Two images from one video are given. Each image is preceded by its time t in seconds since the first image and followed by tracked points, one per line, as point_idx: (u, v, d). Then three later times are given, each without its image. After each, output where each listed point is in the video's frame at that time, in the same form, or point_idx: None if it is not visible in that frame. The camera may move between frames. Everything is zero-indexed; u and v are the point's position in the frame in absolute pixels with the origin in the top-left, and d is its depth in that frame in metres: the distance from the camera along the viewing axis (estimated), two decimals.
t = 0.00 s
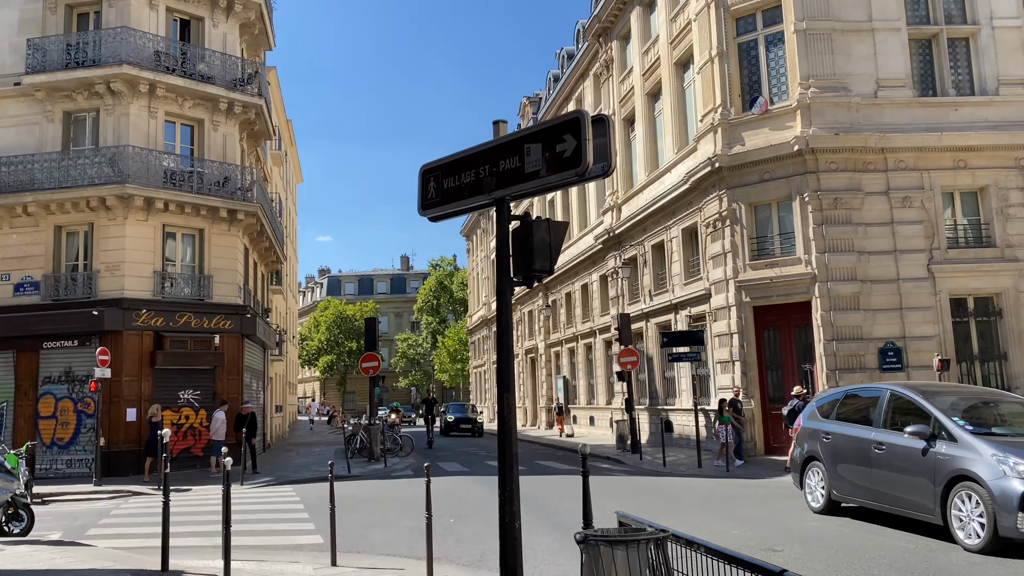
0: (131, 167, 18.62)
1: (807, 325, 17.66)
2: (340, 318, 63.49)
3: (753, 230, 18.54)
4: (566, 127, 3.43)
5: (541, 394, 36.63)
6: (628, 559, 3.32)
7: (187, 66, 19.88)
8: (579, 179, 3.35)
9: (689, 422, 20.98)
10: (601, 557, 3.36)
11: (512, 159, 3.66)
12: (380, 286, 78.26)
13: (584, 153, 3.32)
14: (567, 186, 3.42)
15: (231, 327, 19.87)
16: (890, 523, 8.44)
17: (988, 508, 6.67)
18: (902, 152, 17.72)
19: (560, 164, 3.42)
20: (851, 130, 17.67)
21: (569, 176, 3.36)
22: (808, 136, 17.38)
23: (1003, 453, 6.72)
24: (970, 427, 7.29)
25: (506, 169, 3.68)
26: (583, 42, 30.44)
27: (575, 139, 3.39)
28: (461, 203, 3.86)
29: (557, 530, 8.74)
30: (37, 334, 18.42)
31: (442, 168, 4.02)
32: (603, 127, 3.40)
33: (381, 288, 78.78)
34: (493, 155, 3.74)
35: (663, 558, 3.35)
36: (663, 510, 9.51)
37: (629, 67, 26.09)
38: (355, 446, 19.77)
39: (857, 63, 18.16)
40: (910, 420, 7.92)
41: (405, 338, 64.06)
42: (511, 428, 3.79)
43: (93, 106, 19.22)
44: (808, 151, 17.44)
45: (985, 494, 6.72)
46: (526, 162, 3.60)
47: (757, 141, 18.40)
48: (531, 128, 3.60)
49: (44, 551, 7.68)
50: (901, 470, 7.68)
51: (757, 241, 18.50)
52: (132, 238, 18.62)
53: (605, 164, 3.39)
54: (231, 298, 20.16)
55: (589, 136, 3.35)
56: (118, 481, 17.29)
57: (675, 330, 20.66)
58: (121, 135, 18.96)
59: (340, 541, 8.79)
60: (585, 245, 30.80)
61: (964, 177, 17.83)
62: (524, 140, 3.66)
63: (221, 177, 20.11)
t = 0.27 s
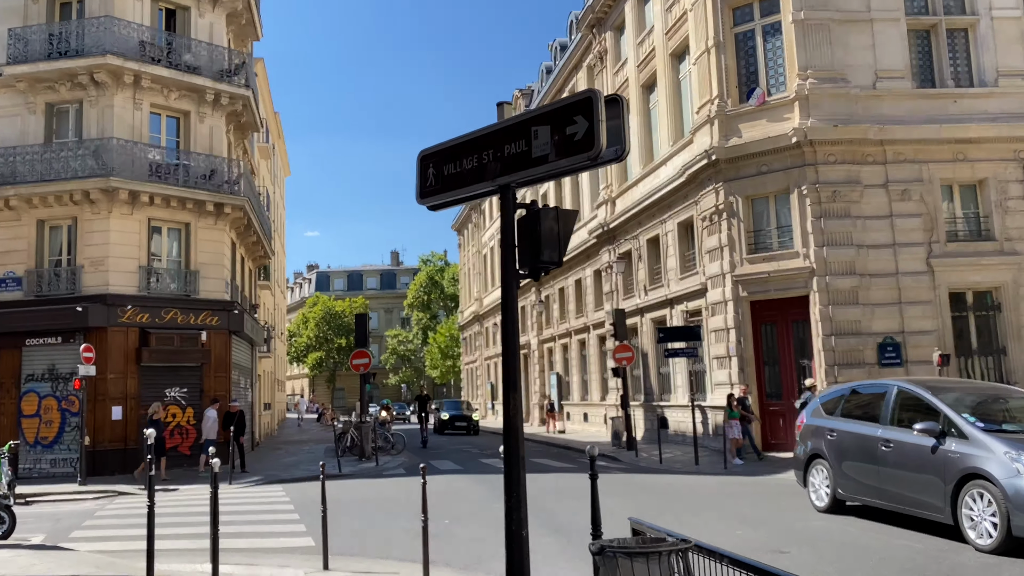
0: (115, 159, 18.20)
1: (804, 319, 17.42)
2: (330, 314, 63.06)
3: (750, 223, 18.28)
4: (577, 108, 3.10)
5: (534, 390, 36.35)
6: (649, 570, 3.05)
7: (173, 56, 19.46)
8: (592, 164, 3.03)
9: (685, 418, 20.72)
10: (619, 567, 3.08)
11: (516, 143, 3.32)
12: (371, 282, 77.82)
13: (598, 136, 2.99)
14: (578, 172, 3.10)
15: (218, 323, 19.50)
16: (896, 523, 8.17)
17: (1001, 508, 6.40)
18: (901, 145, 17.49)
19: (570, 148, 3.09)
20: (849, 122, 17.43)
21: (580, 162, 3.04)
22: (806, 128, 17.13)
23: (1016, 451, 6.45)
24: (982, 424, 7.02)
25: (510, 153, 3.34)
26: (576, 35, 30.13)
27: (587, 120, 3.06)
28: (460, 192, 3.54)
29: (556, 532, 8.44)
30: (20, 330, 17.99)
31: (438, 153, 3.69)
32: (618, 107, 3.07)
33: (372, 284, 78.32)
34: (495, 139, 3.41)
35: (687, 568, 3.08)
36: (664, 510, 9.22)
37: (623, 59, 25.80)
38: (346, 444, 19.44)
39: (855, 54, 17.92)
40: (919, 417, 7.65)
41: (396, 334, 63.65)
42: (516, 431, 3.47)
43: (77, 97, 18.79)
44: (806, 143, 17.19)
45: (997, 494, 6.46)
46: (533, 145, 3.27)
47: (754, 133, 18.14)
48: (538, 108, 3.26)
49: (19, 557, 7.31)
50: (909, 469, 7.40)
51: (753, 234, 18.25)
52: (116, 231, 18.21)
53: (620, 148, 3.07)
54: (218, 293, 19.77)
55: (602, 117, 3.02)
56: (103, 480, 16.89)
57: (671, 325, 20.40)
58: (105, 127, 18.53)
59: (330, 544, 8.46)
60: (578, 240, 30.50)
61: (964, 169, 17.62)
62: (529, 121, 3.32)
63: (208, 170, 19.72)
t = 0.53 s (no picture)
0: (102, 151, 17.99)
1: (797, 309, 17.39)
2: (321, 308, 62.82)
3: (743, 213, 18.22)
4: (579, 75, 3.02)
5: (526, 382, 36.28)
6: (659, 565, 2.97)
7: (160, 46, 19.24)
8: (595, 133, 2.95)
9: (677, 409, 20.69)
10: (629, 562, 3.00)
11: (516, 113, 3.24)
12: (362, 275, 77.55)
13: (602, 104, 2.91)
14: (581, 141, 3.02)
15: (208, 316, 19.33)
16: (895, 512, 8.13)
17: (1005, 495, 6.36)
18: (893, 134, 17.45)
19: (572, 116, 3.01)
20: (842, 112, 17.38)
21: (584, 130, 2.96)
22: (799, 118, 17.06)
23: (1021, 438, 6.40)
24: (983, 411, 6.97)
25: (509, 124, 3.26)
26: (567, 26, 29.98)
27: (589, 88, 2.97)
28: (458, 166, 3.45)
29: (551, 523, 8.36)
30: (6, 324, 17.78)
31: (435, 127, 3.60)
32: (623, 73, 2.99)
33: (363, 277, 78.03)
34: (494, 110, 3.32)
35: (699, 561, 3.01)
36: (660, 500, 9.16)
37: (614, 50, 25.68)
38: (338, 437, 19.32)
39: (847, 43, 17.85)
40: (919, 406, 7.60)
41: (387, 328, 63.44)
42: (517, 419, 3.37)
43: (63, 88, 18.55)
44: (798, 133, 17.12)
45: (1001, 481, 6.41)
46: (533, 116, 3.18)
47: (746, 122, 18.06)
48: (538, 77, 3.17)
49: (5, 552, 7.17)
50: (911, 457, 7.35)
51: (746, 225, 18.18)
52: (104, 224, 18.01)
53: (624, 117, 2.99)
54: (208, 285, 19.60)
55: (605, 84, 2.93)
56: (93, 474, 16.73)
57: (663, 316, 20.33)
58: (92, 118, 18.31)
59: (323, 537, 8.36)
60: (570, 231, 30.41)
61: (956, 159, 17.59)
62: (528, 90, 3.24)
63: (197, 161, 19.52)
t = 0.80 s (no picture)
0: (92, 145, 17.69)
1: (798, 301, 17.18)
2: (317, 304, 62.52)
3: (742, 204, 17.98)
4: (586, 44, 2.77)
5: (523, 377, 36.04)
6: None
7: (150, 38, 18.92)
8: (604, 107, 2.71)
9: (678, 403, 20.49)
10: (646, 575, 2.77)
11: (517, 88, 3.00)
12: (358, 270, 77.22)
13: (611, 74, 2.68)
14: (588, 116, 2.78)
15: (202, 312, 19.05)
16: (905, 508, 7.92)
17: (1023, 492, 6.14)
18: (895, 123, 17.21)
19: (579, 89, 2.77)
20: (843, 101, 17.13)
21: (591, 104, 2.72)
22: (800, 107, 16.81)
23: None
24: (997, 404, 6.74)
25: (509, 100, 3.02)
26: (563, 17, 29.68)
27: (597, 58, 2.74)
28: (454, 146, 3.22)
29: (553, 522, 8.12)
30: None
31: (430, 104, 3.36)
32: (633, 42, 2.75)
33: (358, 272, 77.68)
34: (493, 84, 3.08)
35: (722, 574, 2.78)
36: (663, 497, 8.94)
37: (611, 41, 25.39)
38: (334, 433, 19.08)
39: (848, 31, 17.60)
40: (930, 399, 7.37)
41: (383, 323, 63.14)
42: (520, 416, 3.12)
43: (51, 81, 18.23)
44: (799, 122, 16.87)
45: (1019, 477, 6.19)
46: (535, 90, 2.94)
47: (746, 112, 17.80)
48: (540, 48, 2.93)
49: None
50: (922, 452, 7.12)
51: (746, 216, 17.95)
52: (95, 219, 17.72)
53: (635, 90, 2.76)
54: (200, 281, 19.31)
55: (615, 53, 2.70)
56: (85, 473, 16.46)
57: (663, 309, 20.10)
58: (81, 111, 18.00)
59: (318, 538, 8.12)
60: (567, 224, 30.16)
61: (959, 148, 17.36)
62: (530, 63, 2.99)
63: (188, 155, 19.23)
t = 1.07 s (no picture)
0: (93, 141, 17.53)
1: (808, 294, 16.97)
2: (322, 301, 62.41)
3: (751, 197, 17.76)
4: (604, 7, 2.59)
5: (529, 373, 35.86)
6: None
7: (151, 33, 18.76)
8: (624, 75, 2.53)
9: (686, 398, 20.29)
10: None
11: (529, 58, 2.82)
12: (363, 267, 77.10)
13: (632, 38, 2.49)
14: (606, 86, 2.60)
15: (205, 308, 18.90)
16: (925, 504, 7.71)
17: None
18: (906, 113, 16.96)
19: (596, 56, 2.59)
20: (853, 90, 16.90)
21: (610, 71, 2.54)
22: (809, 97, 16.58)
23: None
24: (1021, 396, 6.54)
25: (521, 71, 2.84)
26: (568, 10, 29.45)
27: (616, 22, 2.56)
28: (462, 122, 3.03)
29: (562, 519, 7.94)
30: None
31: (436, 80, 3.18)
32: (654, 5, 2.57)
33: (363, 269, 77.55)
34: (503, 55, 2.90)
35: None
36: (674, 494, 8.74)
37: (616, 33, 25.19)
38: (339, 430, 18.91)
39: (858, 20, 17.36)
40: (951, 392, 7.16)
41: (388, 320, 62.99)
42: (535, 409, 2.93)
43: (52, 76, 18.08)
44: (808, 112, 16.64)
45: None
46: (549, 59, 2.76)
47: (754, 103, 17.57)
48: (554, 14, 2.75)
49: None
50: (944, 446, 6.92)
51: (754, 209, 17.72)
52: (97, 215, 17.57)
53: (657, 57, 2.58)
54: (204, 277, 19.16)
55: (635, 17, 2.52)
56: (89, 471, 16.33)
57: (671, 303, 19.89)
58: (83, 106, 17.85)
59: (322, 536, 7.95)
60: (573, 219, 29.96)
61: (971, 137, 17.11)
62: (543, 31, 2.81)
63: (191, 150, 19.06)
